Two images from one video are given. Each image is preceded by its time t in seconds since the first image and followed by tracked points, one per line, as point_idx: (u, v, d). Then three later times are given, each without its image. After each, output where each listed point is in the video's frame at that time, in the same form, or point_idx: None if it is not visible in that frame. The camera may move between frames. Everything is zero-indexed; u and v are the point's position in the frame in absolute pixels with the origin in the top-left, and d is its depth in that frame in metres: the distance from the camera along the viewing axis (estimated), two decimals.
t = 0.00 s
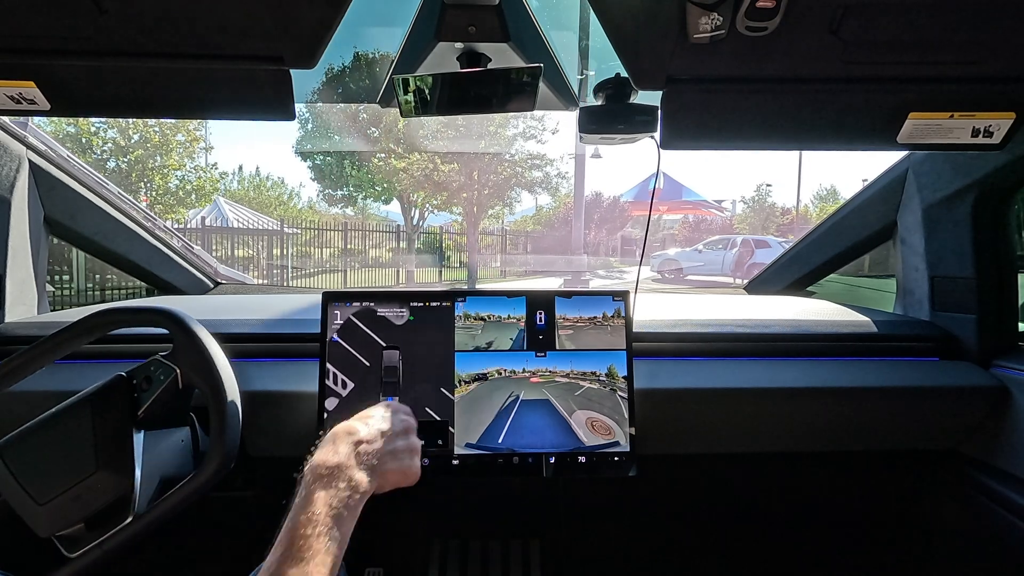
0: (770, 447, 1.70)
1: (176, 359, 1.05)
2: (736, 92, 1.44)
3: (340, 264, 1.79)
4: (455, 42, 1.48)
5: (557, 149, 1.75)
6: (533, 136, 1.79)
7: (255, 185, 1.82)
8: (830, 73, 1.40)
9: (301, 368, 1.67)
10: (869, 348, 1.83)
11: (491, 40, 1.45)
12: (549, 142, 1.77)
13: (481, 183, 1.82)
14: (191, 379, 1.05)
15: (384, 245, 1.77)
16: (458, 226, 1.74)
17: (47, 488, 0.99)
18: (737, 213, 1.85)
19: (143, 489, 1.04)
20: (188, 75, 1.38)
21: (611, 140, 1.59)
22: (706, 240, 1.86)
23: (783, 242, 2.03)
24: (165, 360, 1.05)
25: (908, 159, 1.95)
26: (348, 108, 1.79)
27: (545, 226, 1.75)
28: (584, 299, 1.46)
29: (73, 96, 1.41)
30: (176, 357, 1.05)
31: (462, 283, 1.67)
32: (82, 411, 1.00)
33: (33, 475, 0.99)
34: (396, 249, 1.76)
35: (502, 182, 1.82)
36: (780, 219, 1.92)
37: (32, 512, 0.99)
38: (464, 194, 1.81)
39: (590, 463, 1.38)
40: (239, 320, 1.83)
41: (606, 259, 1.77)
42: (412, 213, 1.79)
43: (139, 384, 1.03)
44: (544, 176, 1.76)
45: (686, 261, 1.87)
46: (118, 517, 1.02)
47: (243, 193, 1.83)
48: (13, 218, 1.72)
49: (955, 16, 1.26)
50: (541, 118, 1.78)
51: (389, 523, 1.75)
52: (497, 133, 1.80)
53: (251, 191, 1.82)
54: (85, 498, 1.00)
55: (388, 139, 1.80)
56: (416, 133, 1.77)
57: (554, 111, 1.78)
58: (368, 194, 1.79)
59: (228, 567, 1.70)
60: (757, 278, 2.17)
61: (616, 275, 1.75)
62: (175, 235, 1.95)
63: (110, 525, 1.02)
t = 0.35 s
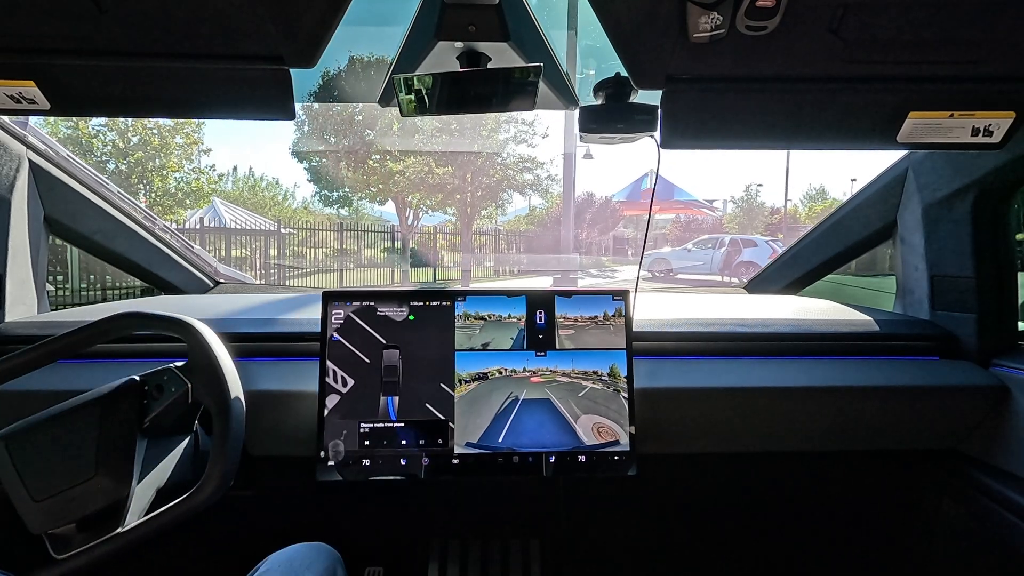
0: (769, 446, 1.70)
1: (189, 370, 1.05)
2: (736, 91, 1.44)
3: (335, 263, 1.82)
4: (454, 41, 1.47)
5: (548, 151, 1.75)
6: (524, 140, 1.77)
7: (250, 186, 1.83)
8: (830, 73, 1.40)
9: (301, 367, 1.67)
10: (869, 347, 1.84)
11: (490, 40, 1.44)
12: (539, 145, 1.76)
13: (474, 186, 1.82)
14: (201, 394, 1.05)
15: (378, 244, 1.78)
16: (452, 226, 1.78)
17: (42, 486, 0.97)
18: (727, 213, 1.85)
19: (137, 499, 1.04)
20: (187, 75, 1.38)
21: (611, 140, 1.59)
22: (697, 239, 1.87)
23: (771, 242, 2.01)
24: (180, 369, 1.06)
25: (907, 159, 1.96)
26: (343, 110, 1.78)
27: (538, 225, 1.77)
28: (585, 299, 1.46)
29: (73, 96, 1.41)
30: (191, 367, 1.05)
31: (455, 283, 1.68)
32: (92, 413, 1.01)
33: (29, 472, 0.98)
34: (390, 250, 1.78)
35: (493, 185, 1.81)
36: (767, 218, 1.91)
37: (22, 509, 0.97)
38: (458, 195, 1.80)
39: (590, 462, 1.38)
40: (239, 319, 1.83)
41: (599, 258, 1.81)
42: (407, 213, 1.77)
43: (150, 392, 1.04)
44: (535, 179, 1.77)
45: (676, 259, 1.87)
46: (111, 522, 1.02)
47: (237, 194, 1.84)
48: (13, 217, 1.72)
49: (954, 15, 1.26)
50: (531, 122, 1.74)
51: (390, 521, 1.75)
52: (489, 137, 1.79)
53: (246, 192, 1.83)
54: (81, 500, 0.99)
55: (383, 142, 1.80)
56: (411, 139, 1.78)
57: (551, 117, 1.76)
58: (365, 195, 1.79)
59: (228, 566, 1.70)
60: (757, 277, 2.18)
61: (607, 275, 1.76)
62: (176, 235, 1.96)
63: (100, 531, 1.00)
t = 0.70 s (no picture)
0: (769, 445, 1.70)
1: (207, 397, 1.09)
2: (736, 90, 1.44)
3: (333, 262, 1.83)
4: (455, 40, 1.46)
5: (541, 155, 1.77)
6: (518, 145, 1.77)
7: (248, 187, 1.83)
8: (830, 72, 1.40)
9: (301, 366, 1.67)
10: (869, 347, 1.84)
11: (491, 39, 1.44)
12: (533, 149, 1.77)
13: (469, 188, 1.81)
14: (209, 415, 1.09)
15: (376, 244, 1.79)
16: (450, 226, 1.77)
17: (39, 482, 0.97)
18: (719, 213, 1.84)
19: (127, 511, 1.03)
20: (186, 74, 1.38)
21: (612, 139, 1.59)
22: (689, 238, 1.86)
23: (761, 241, 1.98)
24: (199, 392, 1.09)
25: (908, 159, 1.96)
26: (342, 111, 1.76)
27: (534, 225, 1.77)
28: (587, 297, 1.46)
29: (72, 94, 1.41)
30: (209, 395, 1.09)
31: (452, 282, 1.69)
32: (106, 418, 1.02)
33: (30, 466, 0.98)
34: (388, 249, 1.78)
35: (488, 188, 1.80)
36: (759, 217, 1.89)
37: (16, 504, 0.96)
38: (454, 197, 1.79)
39: (590, 461, 1.38)
40: (239, 318, 1.83)
41: (594, 257, 1.79)
42: (404, 215, 1.79)
43: (165, 407, 1.06)
44: (528, 181, 1.78)
45: (667, 257, 1.87)
46: (102, 527, 1.01)
47: (236, 195, 1.84)
48: (14, 216, 1.71)
49: (954, 14, 1.26)
50: (524, 127, 1.74)
51: (391, 520, 1.75)
52: (484, 141, 1.79)
53: (244, 194, 1.84)
54: (75, 500, 0.98)
55: (381, 144, 1.80)
56: (409, 141, 1.81)
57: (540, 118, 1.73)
58: (362, 196, 1.80)
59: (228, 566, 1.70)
60: (759, 277, 2.19)
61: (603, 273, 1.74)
62: (176, 234, 1.97)
63: (87, 537, 1.00)
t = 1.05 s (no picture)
0: (769, 444, 1.70)
1: (214, 444, 1.05)
2: (735, 90, 1.44)
3: (334, 263, 1.81)
4: (455, 40, 1.47)
5: (539, 158, 1.75)
6: (516, 148, 1.76)
7: (250, 187, 1.83)
8: (830, 72, 1.40)
9: (301, 365, 1.67)
10: (869, 346, 1.84)
11: (491, 39, 1.44)
12: (531, 152, 1.75)
13: (470, 191, 1.80)
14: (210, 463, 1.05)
15: (376, 244, 1.79)
16: (449, 226, 1.78)
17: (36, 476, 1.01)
18: (716, 212, 1.84)
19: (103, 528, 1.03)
20: (187, 74, 1.38)
21: (612, 139, 1.59)
22: (686, 238, 1.87)
23: (757, 241, 1.98)
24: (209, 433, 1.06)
25: (907, 158, 1.95)
26: (345, 113, 1.77)
27: (533, 225, 1.77)
28: (588, 297, 1.46)
29: (73, 94, 1.42)
30: (217, 444, 1.05)
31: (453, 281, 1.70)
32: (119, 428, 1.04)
33: (37, 457, 1.02)
34: (388, 250, 1.78)
35: (487, 190, 1.79)
36: (755, 218, 1.90)
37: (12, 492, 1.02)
38: (454, 199, 1.79)
39: (590, 460, 1.39)
40: (237, 318, 1.83)
41: (592, 257, 1.80)
42: (405, 214, 1.77)
43: (174, 436, 1.05)
44: (526, 184, 1.76)
45: (663, 257, 1.86)
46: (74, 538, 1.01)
47: (241, 195, 1.84)
48: (14, 216, 1.71)
49: (955, 13, 1.26)
50: (523, 132, 1.74)
51: (390, 520, 1.75)
52: (484, 146, 1.79)
53: (247, 194, 1.83)
54: (58, 503, 1.01)
55: (383, 146, 1.81)
56: (411, 142, 1.81)
57: (541, 125, 1.72)
58: (364, 196, 1.80)
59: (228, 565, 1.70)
60: (757, 277, 2.18)
61: (600, 272, 1.76)
62: (176, 233, 1.97)
63: (56, 542, 1.00)
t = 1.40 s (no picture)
0: (769, 445, 1.70)
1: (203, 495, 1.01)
2: (735, 90, 1.44)
3: (339, 263, 1.84)
4: (454, 41, 1.47)
5: (542, 160, 1.77)
6: (520, 151, 1.77)
7: (256, 187, 1.82)
8: (830, 72, 1.40)
9: (301, 366, 1.67)
10: (869, 347, 1.84)
11: (491, 39, 1.44)
12: (534, 155, 1.77)
13: (474, 193, 1.82)
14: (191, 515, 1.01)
15: (382, 244, 1.83)
16: (453, 226, 1.79)
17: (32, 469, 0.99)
18: (717, 214, 1.83)
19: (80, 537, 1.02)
20: (188, 75, 1.38)
21: (611, 140, 1.59)
22: (687, 238, 1.87)
23: (758, 242, 1.97)
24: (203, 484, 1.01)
25: (908, 158, 1.95)
26: (352, 114, 1.77)
27: (535, 226, 1.78)
28: (588, 297, 1.46)
29: (72, 94, 1.41)
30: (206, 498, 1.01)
31: (455, 280, 1.71)
32: (126, 448, 1.01)
33: (45, 450, 1.01)
34: (394, 249, 1.82)
35: (491, 191, 1.81)
36: (756, 219, 1.87)
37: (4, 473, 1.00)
38: (459, 199, 1.82)
39: (590, 461, 1.39)
40: (236, 320, 1.82)
41: (594, 257, 1.81)
42: (410, 214, 1.80)
43: (171, 473, 1.02)
44: (529, 185, 1.77)
45: (664, 258, 1.88)
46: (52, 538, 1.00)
47: (249, 195, 1.83)
48: (14, 217, 1.71)
49: (955, 14, 1.26)
50: (527, 135, 1.75)
51: (390, 521, 1.75)
52: (489, 150, 1.79)
53: (254, 193, 1.83)
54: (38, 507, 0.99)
55: (389, 148, 1.82)
56: (418, 144, 1.80)
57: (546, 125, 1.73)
58: (370, 196, 1.80)
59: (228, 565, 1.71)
60: (759, 278, 2.18)
61: (602, 272, 1.77)
62: (176, 234, 1.96)
63: (36, 536, 1.00)
